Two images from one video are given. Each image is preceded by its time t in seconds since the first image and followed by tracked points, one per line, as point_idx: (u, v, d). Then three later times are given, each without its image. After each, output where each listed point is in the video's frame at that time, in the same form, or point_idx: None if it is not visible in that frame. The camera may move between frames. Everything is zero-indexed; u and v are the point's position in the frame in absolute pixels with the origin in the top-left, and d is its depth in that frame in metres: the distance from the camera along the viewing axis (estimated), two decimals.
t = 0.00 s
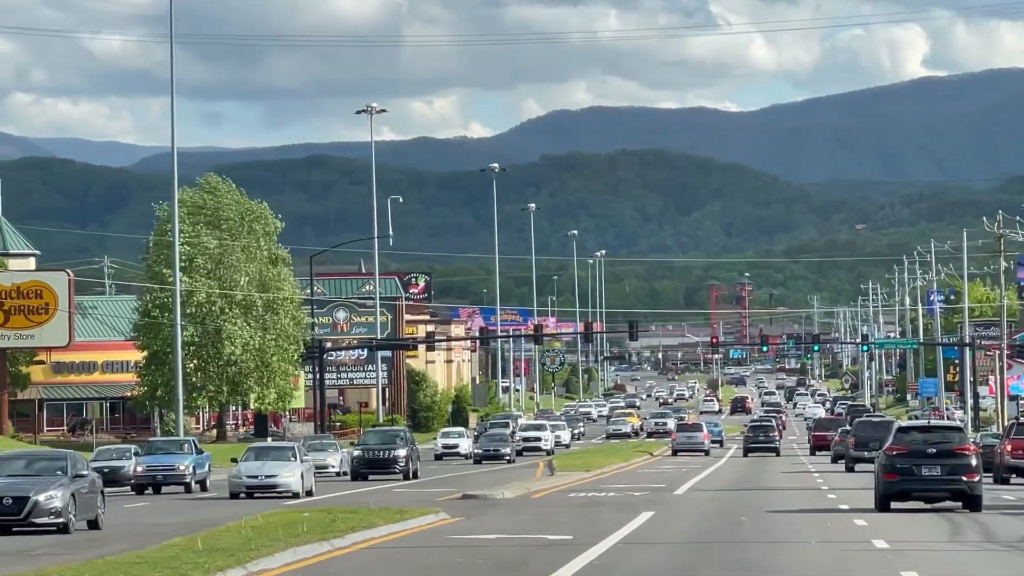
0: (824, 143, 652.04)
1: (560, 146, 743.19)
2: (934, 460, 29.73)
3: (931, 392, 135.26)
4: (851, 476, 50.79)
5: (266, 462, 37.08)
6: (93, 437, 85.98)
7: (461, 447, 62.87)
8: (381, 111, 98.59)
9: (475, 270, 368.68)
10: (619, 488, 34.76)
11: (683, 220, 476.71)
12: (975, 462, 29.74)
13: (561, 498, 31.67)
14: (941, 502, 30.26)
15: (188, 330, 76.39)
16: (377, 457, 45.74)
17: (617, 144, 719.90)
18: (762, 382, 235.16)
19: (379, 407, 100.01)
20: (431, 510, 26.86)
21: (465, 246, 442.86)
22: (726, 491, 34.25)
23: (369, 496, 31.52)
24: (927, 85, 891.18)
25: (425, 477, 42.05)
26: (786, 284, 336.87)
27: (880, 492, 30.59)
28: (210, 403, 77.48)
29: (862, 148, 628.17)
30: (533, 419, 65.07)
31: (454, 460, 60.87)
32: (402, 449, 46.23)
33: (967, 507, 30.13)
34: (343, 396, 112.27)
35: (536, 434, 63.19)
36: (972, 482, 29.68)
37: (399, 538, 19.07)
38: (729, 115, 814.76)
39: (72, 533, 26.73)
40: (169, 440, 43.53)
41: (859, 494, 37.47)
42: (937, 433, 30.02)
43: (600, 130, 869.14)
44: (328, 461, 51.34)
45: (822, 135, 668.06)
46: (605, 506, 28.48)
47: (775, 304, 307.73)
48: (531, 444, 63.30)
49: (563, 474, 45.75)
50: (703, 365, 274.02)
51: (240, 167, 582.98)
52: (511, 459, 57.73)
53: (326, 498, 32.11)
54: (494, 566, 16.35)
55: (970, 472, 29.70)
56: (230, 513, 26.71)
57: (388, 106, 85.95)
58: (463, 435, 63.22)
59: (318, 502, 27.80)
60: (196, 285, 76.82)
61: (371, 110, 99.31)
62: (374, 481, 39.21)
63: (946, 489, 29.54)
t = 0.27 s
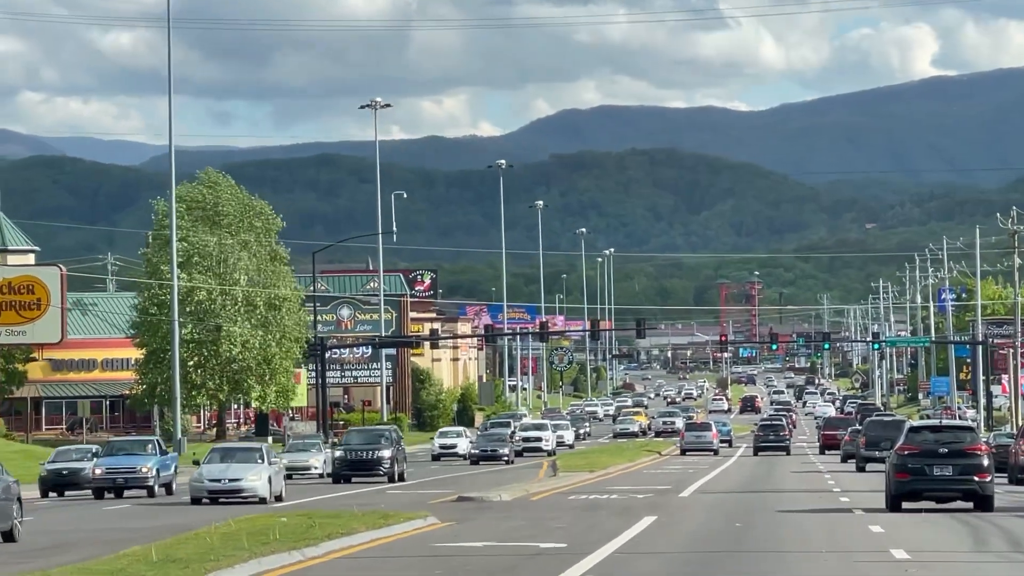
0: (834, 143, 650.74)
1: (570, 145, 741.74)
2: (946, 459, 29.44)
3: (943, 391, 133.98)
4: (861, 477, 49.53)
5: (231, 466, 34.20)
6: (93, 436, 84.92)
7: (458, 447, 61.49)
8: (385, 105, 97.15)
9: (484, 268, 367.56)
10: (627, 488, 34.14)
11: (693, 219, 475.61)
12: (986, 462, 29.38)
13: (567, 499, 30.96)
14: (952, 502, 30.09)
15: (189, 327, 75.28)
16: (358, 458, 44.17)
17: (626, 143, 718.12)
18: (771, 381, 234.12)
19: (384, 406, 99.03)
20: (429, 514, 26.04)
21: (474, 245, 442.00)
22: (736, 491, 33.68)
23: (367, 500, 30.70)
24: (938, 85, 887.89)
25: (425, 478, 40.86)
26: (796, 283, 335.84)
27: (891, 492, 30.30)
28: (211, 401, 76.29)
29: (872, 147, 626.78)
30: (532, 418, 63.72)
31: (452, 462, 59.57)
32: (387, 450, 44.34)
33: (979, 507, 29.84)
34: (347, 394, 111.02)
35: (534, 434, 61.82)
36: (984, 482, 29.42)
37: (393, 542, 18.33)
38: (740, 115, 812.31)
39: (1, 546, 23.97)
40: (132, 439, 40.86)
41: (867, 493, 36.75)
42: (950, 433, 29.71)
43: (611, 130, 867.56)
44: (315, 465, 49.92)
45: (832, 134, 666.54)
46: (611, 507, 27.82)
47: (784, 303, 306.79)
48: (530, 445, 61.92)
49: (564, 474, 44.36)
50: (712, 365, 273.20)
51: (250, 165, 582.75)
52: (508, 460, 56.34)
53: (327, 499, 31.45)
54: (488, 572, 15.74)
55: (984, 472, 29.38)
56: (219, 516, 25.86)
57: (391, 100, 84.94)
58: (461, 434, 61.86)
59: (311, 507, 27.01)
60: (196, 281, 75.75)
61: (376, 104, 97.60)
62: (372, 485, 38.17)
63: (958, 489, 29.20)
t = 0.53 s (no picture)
0: (842, 142, 649.54)
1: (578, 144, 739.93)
2: (953, 460, 28.89)
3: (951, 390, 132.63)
4: (870, 480, 48.10)
5: (183, 468, 30.57)
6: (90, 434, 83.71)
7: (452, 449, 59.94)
8: (386, 99, 95.69)
9: (490, 268, 366.30)
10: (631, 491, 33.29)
11: (700, 218, 474.50)
12: (995, 463, 28.74)
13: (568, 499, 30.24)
14: (961, 502, 29.56)
15: (186, 323, 74.20)
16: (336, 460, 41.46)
17: (634, 142, 716.10)
18: (779, 380, 232.82)
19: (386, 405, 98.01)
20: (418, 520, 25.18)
21: (481, 244, 441.03)
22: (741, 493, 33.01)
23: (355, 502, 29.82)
24: (947, 83, 884.37)
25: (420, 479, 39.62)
26: (804, 282, 334.69)
27: (900, 491, 29.82)
28: (207, 400, 75.03)
29: (880, 146, 625.34)
30: (530, 418, 62.39)
31: (446, 464, 58.00)
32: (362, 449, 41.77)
33: (987, 507, 29.25)
34: (348, 393, 109.53)
35: (529, 436, 60.27)
36: (994, 482, 28.86)
37: (373, 549, 17.53)
38: (747, 115, 809.86)
39: None
40: (83, 440, 37.19)
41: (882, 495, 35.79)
42: (959, 432, 29.17)
43: (618, 130, 865.63)
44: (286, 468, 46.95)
45: (840, 134, 665.03)
46: (611, 509, 27.06)
47: (792, 302, 305.76)
48: (525, 447, 60.40)
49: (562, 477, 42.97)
50: (719, 363, 272.24)
51: (256, 164, 581.92)
52: (505, 462, 54.76)
53: (320, 504, 30.62)
54: None
55: (993, 473, 28.82)
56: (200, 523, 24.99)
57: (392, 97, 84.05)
58: (455, 437, 60.28)
59: (301, 512, 26.28)
60: (193, 277, 74.70)
61: (377, 99, 96.58)
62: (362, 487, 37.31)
63: (967, 489, 28.61)
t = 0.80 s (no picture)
0: (848, 142, 647.78)
1: (583, 143, 737.84)
2: (961, 460, 28.36)
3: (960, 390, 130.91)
4: (875, 482, 46.93)
5: (123, 474, 27.78)
6: (85, 435, 82.57)
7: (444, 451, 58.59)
8: (386, 94, 94.56)
9: (496, 267, 364.83)
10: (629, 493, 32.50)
11: (706, 218, 473.11)
12: (1002, 463, 28.30)
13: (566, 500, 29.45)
14: (968, 503, 29.04)
15: (182, 321, 72.55)
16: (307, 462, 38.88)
17: (640, 141, 713.91)
18: (785, 380, 231.35)
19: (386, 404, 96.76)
20: (409, 522, 24.36)
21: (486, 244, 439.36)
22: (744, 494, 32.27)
23: (343, 504, 28.90)
24: (954, 84, 881.35)
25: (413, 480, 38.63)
26: (810, 282, 333.22)
27: (907, 491, 29.27)
28: (203, 400, 73.42)
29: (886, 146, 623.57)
30: (526, 419, 60.88)
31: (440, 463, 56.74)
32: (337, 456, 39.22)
33: (994, 507, 28.81)
34: (349, 392, 108.35)
35: (524, 437, 58.92)
36: (1001, 483, 28.36)
37: (351, 557, 16.71)
38: (753, 115, 807.70)
39: None
40: (19, 441, 34.16)
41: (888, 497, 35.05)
42: (966, 432, 28.70)
43: (623, 129, 863.36)
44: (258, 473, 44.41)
45: (846, 134, 663.25)
46: (607, 512, 26.25)
47: (798, 302, 304.49)
48: (520, 447, 59.09)
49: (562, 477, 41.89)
50: (724, 363, 270.87)
51: (262, 163, 580.51)
52: (497, 463, 53.21)
53: (309, 507, 29.75)
54: None
55: (1000, 473, 28.32)
56: (181, 527, 24.15)
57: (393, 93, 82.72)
58: (447, 438, 58.85)
59: (288, 515, 25.41)
60: (190, 274, 73.05)
61: (376, 94, 95.26)
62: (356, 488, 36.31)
63: (974, 489, 28.07)
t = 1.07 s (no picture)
0: (853, 142, 645.93)
1: (590, 143, 735.82)
2: (970, 460, 27.88)
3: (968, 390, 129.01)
4: (882, 484, 45.77)
5: (45, 480, 25.37)
6: (78, 435, 80.76)
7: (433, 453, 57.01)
8: (387, 89, 93.36)
9: (501, 267, 363.43)
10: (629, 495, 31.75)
11: (712, 218, 471.61)
12: (1010, 463, 27.75)
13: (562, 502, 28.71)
14: (974, 503, 28.49)
15: (178, 317, 70.98)
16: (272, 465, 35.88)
17: (646, 142, 711.89)
18: (790, 380, 229.88)
19: (385, 405, 95.78)
20: (397, 526, 23.64)
21: (492, 244, 437.88)
22: (746, 497, 31.58)
23: (335, 508, 28.10)
24: (960, 84, 879.45)
25: (407, 484, 37.74)
26: (816, 281, 331.82)
27: (914, 491, 28.69)
28: (198, 399, 71.67)
29: (891, 146, 621.84)
30: (520, 418, 59.64)
31: (433, 464, 55.36)
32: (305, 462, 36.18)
33: (1002, 508, 28.22)
34: (349, 392, 107.03)
35: (517, 437, 57.56)
36: (1008, 483, 27.77)
37: (332, 568, 15.61)
38: (760, 115, 805.06)
39: None
40: None
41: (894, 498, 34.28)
42: (973, 433, 28.18)
43: (629, 129, 861.73)
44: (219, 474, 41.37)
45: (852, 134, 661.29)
46: (603, 514, 25.52)
47: (804, 302, 303.09)
48: (513, 448, 57.71)
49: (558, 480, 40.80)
50: (729, 363, 269.58)
51: (267, 163, 579.74)
52: (489, 464, 51.53)
53: (298, 510, 28.93)
54: None
55: (1007, 474, 27.74)
56: (160, 533, 23.39)
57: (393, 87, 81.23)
58: (436, 441, 57.18)
59: (274, 520, 24.64)
60: (184, 270, 71.44)
61: (376, 89, 93.98)
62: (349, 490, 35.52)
63: (982, 488, 27.63)
